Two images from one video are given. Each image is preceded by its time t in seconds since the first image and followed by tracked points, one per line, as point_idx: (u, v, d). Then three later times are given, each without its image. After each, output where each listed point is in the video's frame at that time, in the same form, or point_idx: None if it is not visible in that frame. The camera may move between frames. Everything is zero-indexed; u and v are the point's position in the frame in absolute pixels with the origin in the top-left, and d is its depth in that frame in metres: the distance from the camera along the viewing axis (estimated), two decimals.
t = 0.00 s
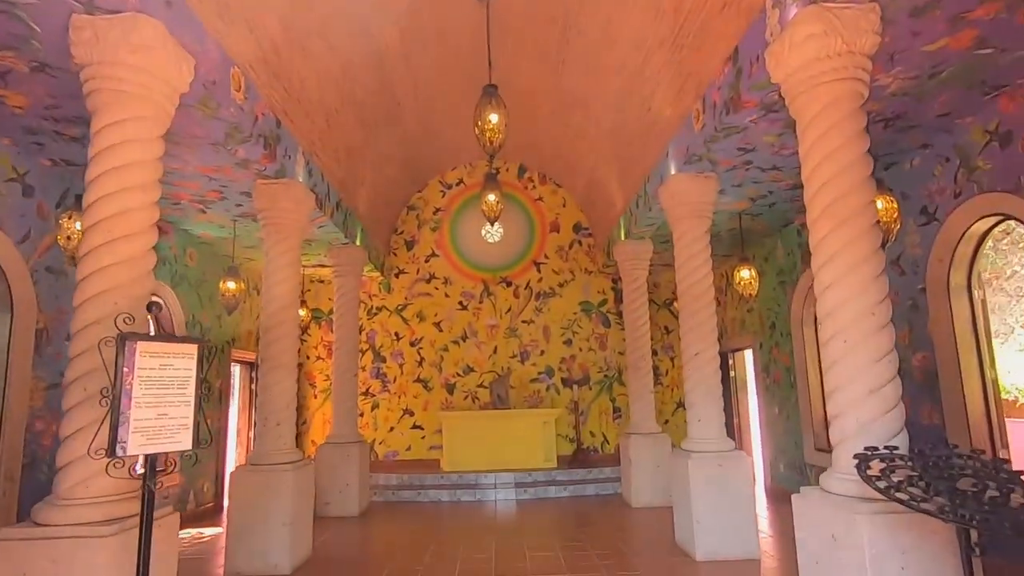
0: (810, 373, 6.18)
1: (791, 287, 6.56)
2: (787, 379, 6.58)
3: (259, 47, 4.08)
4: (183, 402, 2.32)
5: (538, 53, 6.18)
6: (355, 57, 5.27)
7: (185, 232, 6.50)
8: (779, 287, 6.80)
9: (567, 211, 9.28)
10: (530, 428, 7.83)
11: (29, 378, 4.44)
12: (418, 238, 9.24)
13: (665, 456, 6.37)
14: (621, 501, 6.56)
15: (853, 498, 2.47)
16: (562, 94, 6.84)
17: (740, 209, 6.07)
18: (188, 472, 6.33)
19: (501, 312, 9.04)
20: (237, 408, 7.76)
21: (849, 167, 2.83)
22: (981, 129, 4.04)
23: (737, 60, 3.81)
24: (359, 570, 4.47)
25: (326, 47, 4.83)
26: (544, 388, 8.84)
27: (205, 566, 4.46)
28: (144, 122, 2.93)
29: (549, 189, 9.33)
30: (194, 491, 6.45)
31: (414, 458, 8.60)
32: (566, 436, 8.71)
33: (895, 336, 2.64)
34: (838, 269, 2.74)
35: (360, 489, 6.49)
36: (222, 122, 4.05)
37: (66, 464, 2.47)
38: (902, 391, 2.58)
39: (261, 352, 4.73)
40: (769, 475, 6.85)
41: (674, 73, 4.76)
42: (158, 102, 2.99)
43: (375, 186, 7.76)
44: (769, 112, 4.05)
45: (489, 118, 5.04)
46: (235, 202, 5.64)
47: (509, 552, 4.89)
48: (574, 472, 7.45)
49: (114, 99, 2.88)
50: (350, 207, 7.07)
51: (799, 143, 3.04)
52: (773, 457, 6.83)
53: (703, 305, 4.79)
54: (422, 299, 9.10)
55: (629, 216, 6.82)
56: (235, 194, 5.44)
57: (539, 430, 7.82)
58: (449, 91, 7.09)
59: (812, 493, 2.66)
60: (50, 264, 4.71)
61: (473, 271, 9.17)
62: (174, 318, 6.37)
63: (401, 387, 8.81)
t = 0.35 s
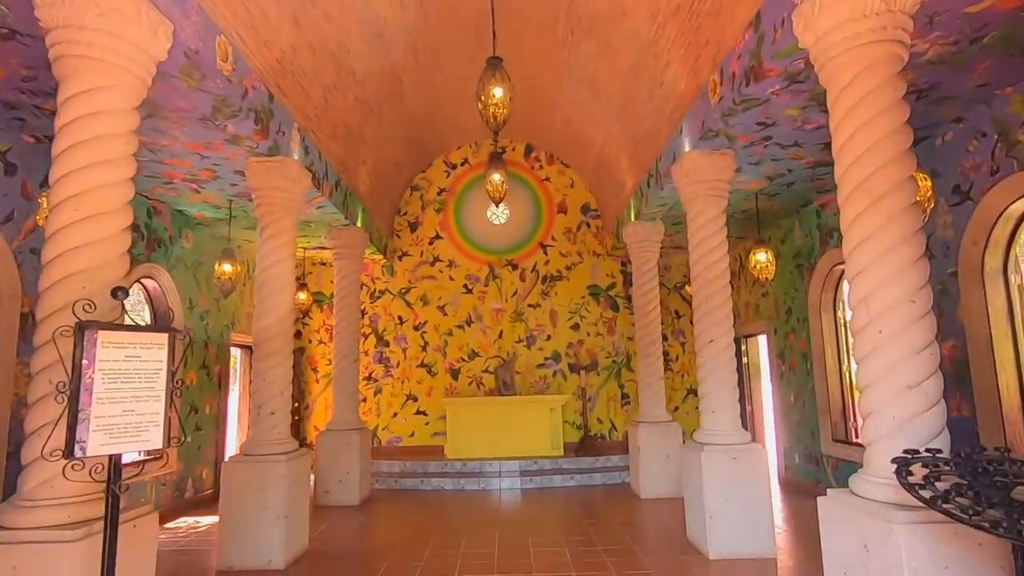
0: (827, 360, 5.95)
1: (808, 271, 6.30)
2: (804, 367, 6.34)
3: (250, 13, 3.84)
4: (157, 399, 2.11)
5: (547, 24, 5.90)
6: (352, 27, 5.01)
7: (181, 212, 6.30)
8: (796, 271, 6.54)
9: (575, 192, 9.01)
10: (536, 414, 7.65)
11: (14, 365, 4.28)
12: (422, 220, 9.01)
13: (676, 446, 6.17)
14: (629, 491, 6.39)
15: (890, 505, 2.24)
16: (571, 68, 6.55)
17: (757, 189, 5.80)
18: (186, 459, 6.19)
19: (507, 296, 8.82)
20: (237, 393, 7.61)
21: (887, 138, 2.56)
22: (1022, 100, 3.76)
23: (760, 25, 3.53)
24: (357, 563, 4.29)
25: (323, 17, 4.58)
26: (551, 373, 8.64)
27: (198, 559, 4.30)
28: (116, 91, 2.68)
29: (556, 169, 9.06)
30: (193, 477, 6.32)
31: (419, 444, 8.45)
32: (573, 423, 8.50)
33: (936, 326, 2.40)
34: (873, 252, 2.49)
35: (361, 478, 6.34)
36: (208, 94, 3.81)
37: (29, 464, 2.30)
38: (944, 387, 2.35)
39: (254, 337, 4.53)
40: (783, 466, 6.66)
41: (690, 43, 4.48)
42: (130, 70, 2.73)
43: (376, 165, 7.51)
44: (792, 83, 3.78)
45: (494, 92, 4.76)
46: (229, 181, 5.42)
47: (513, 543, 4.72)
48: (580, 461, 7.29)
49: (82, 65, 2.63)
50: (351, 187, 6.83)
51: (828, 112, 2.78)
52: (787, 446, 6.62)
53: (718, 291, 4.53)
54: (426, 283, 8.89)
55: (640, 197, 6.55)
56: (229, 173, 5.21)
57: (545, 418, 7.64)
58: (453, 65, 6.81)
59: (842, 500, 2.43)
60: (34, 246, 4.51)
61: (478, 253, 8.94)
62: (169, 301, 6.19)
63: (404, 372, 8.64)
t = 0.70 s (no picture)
0: (844, 342, 5.75)
1: (823, 248, 6.04)
2: (818, 349, 6.11)
3: None
4: (115, 384, 1.90)
5: None
6: None
7: (169, 191, 6.04)
8: (810, 249, 6.28)
9: (579, 170, 8.72)
10: (540, 398, 7.45)
11: None
12: (421, 200, 8.75)
13: (685, 431, 5.96)
14: (637, 478, 6.19)
15: (937, 500, 2.01)
16: (576, 37, 6.26)
17: (770, 162, 5.53)
18: (179, 445, 6.01)
19: (509, 277, 8.57)
20: (233, 380, 7.39)
21: (933, 92, 2.29)
22: None
23: None
24: (353, 554, 4.10)
25: None
26: (555, 356, 8.43)
27: (187, 551, 4.11)
28: (73, 45, 2.41)
29: (559, 146, 8.77)
30: (187, 464, 6.14)
31: (420, 429, 8.27)
32: (578, 408, 8.29)
33: (988, 301, 2.15)
34: (917, 219, 2.23)
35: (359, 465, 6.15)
36: (186, 57, 3.54)
37: None
38: (997, 369, 2.10)
39: (243, 319, 4.31)
40: (795, 450, 6.46)
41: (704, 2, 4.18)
42: (89, 23, 2.45)
43: (373, 142, 7.24)
44: (816, 41, 3.50)
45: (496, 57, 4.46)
46: (217, 156, 5.16)
47: (516, 532, 4.52)
48: (585, 447, 7.09)
49: (32, 15, 2.35)
50: (346, 164, 6.57)
51: (863, 64, 2.50)
52: (800, 431, 6.41)
53: (733, 268, 4.27)
54: (426, 264, 8.65)
55: (647, 172, 6.28)
56: (216, 148, 4.95)
57: (549, 402, 7.44)
58: (452, 34, 6.52)
59: (883, 495, 2.19)
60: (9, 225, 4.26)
61: (479, 234, 8.68)
62: (159, 283, 5.96)
63: (404, 356, 8.43)
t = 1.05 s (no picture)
0: (851, 331, 5.54)
1: (830, 234, 5.81)
2: (825, 339, 5.90)
3: None
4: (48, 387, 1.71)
5: None
6: None
7: (150, 178, 5.80)
8: (816, 235, 6.05)
9: (577, 156, 8.48)
10: (537, 391, 7.25)
11: None
12: (415, 187, 8.50)
13: (687, 424, 5.76)
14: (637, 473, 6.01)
15: (981, 511, 1.83)
16: (573, 15, 6.00)
17: (777, 144, 5.26)
18: (163, 443, 5.85)
19: (505, 266, 8.35)
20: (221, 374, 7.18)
21: (974, 53, 2.05)
22: None
23: None
24: (341, 557, 3.91)
25: None
26: (552, 348, 8.23)
27: (165, 556, 3.91)
28: (19, 9, 2.15)
29: (556, 131, 8.52)
30: (172, 462, 5.98)
31: (414, 423, 8.08)
32: (577, 400, 8.09)
33: None
34: (954, 198, 2.01)
35: (351, 462, 5.97)
36: (154, 30, 3.28)
37: None
38: None
39: (223, 312, 4.08)
40: (801, 443, 6.28)
41: None
42: None
43: (363, 127, 6.98)
44: (831, 11, 3.26)
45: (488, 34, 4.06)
46: (197, 141, 4.91)
47: (513, 532, 4.34)
48: (585, 441, 6.98)
49: None
50: (335, 149, 6.31)
51: (890, 27, 2.26)
52: (806, 423, 6.23)
53: (740, 256, 4.03)
54: (420, 253, 8.42)
55: (647, 157, 6.04)
56: (195, 131, 4.70)
57: (547, 395, 7.24)
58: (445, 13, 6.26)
59: (918, 505, 1.99)
60: None
61: (474, 222, 8.45)
62: (141, 275, 5.73)
63: (398, 348, 8.22)
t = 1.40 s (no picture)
0: (859, 329, 5.31)
1: (835, 229, 5.57)
2: (831, 337, 5.68)
3: None
4: None
5: None
6: None
7: (128, 174, 5.59)
8: (821, 229, 5.81)
9: (573, 151, 8.25)
10: (534, 394, 7.02)
11: None
12: (407, 184, 8.28)
13: (688, 427, 5.54)
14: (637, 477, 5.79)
15: None
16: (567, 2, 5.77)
17: (780, 134, 4.96)
18: (143, 450, 5.72)
19: (500, 265, 8.13)
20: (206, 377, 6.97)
21: (1010, 13, 1.82)
22: None
23: None
24: (325, 571, 3.70)
25: None
26: (549, 348, 8.00)
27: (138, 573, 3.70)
28: None
29: (552, 126, 8.30)
30: (151, 470, 5.85)
31: (408, 426, 7.86)
32: (575, 402, 7.87)
33: None
34: (988, 179, 1.79)
35: (339, 468, 5.75)
36: (114, 10, 3.04)
37: None
38: None
39: (197, 313, 3.85)
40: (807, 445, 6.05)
41: None
42: None
43: (352, 121, 6.74)
44: None
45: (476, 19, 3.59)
46: (173, 134, 4.69)
47: (506, 543, 4.12)
48: (583, 444, 6.77)
49: None
50: (321, 144, 6.08)
51: None
52: (813, 424, 6.01)
53: (744, 249, 3.79)
54: (413, 252, 8.19)
55: (645, 148, 5.82)
56: (170, 123, 4.47)
57: (543, 397, 7.01)
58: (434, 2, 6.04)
59: (952, 522, 1.78)
60: None
61: (468, 220, 8.22)
62: (119, 276, 5.60)
63: (391, 349, 8.00)
